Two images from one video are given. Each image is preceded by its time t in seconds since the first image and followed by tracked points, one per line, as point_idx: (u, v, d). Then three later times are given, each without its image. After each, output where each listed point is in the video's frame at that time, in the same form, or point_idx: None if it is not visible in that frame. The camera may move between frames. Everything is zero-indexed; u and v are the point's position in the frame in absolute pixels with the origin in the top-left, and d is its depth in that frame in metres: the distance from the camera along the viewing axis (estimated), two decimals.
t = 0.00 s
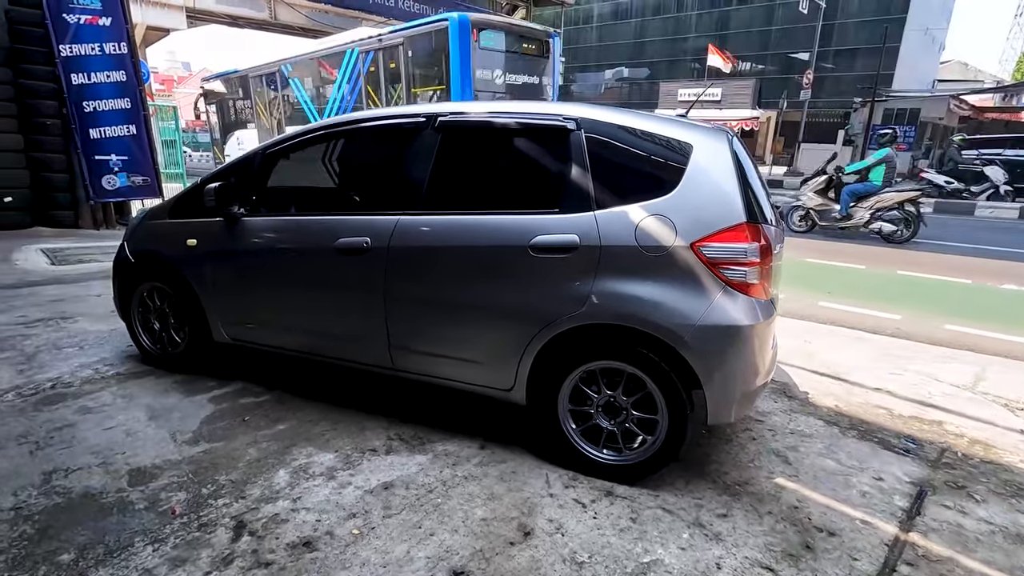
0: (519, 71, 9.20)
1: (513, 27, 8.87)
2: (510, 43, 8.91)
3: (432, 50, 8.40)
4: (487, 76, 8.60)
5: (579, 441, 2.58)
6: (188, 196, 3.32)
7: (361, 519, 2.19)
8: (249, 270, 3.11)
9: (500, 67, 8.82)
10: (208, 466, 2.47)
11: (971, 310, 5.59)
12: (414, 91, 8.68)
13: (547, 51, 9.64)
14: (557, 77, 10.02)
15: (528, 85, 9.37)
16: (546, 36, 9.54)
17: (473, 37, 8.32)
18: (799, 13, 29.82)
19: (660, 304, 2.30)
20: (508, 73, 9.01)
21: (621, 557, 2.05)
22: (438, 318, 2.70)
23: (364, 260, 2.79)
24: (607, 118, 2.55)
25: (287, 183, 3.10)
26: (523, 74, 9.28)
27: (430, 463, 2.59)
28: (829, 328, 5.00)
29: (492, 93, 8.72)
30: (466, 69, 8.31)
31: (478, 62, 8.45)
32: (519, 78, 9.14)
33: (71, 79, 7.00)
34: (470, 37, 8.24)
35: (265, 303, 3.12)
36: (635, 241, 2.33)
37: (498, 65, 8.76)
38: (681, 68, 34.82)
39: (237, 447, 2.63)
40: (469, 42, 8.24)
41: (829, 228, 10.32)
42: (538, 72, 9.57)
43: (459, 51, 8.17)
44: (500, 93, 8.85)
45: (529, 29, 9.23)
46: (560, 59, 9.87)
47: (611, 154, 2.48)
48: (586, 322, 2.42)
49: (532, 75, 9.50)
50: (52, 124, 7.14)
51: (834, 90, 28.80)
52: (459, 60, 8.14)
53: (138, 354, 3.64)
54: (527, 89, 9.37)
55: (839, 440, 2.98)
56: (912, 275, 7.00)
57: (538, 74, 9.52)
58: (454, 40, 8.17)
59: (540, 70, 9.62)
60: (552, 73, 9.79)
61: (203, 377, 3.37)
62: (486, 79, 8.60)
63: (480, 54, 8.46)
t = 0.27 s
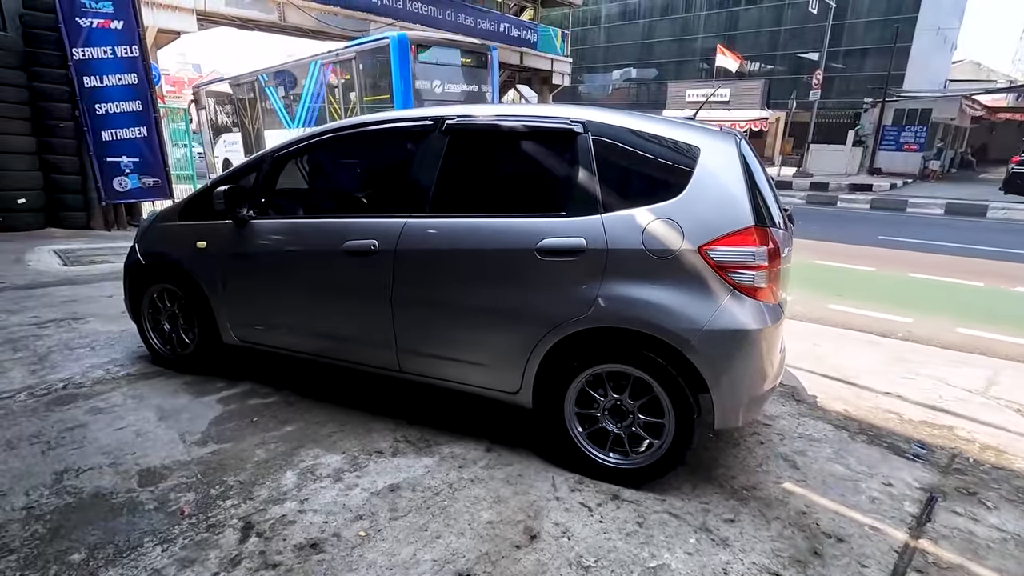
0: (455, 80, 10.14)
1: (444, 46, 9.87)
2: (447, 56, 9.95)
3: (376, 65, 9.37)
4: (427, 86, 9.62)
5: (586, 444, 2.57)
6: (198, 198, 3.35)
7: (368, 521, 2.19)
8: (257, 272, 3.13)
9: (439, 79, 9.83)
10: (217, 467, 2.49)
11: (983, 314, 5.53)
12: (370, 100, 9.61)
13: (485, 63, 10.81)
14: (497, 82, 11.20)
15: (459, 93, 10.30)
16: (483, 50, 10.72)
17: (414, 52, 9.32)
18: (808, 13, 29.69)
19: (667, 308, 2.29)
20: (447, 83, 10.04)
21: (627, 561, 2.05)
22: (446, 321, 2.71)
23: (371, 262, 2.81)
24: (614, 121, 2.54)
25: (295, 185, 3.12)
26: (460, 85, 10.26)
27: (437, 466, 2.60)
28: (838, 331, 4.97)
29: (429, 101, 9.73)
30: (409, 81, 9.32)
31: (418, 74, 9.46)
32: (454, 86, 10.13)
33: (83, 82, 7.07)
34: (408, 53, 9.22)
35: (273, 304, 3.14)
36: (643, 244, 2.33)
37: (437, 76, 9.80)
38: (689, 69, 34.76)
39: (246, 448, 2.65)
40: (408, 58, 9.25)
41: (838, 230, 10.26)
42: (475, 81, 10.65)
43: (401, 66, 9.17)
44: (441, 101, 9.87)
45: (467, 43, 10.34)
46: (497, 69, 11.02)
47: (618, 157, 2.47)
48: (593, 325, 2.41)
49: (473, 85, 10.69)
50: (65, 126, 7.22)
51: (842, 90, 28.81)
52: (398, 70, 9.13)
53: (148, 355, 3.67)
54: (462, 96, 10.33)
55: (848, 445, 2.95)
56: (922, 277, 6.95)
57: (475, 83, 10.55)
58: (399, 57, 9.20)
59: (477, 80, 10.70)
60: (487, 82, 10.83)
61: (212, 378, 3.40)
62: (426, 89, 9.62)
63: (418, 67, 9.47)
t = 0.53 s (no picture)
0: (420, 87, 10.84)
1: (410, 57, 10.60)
2: (413, 66, 10.66)
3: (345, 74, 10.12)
4: (392, 94, 10.35)
5: (588, 445, 2.57)
6: (203, 199, 3.37)
7: (371, 521, 2.20)
8: (261, 272, 3.14)
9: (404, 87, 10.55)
10: (221, 466, 2.50)
11: (990, 315, 5.50)
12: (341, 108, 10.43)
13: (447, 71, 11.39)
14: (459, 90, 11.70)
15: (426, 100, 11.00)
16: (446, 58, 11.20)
17: (378, 62, 10.05)
18: (813, 13, 29.58)
19: (669, 309, 2.29)
20: (412, 90, 10.80)
21: (630, 563, 2.05)
22: (449, 322, 2.71)
23: (375, 263, 2.81)
24: (617, 122, 2.55)
25: (299, 187, 3.13)
26: (426, 91, 10.91)
27: (439, 467, 2.60)
28: (844, 333, 4.95)
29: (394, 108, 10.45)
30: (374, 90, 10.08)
31: (382, 83, 10.20)
32: (419, 93, 10.85)
33: (90, 83, 7.15)
34: (374, 62, 9.95)
35: (277, 305, 3.15)
36: (645, 246, 2.33)
37: (401, 84, 10.55)
38: (694, 69, 34.70)
39: (250, 448, 2.66)
40: (373, 69, 10.01)
41: (844, 231, 10.22)
42: (442, 89, 11.35)
43: (365, 77, 9.96)
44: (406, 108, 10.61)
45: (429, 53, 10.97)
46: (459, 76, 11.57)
47: (621, 158, 2.47)
48: (596, 326, 2.41)
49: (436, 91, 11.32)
50: (72, 127, 7.27)
51: (848, 90, 28.68)
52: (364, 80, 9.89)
53: (154, 356, 3.68)
54: (428, 103, 11.04)
55: (852, 447, 2.94)
56: (928, 278, 6.92)
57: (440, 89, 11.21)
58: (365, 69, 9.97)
59: (443, 87, 11.40)
60: (452, 88, 11.42)
61: (217, 379, 3.41)
62: (391, 97, 10.36)
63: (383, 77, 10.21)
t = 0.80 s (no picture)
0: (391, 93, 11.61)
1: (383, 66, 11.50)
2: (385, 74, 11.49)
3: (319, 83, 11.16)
4: (361, 99, 11.14)
5: (590, 446, 2.57)
6: (206, 200, 3.38)
7: (371, 521, 2.21)
8: (264, 272, 3.15)
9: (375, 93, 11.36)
10: (223, 466, 2.51)
11: (995, 316, 5.47)
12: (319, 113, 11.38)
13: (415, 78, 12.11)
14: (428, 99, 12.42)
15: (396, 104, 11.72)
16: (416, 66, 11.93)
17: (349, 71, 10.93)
18: (818, 12, 29.49)
19: (670, 310, 2.29)
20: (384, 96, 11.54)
21: (630, 564, 2.04)
22: (450, 322, 2.72)
23: (377, 263, 2.82)
24: (618, 122, 2.55)
25: (302, 187, 3.14)
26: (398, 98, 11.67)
27: (441, 467, 2.60)
28: (848, 334, 4.93)
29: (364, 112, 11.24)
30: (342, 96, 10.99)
31: (354, 89, 11.08)
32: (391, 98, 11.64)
33: (95, 85, 7.19)
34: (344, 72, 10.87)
35: (279, 305, 3.16)
36: (646, 246, 2.33)
37: (372, 90, 11.42)
38: (698, 70, 34.66)
39: (252, 448, 2.67)
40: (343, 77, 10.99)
41: (849, 232, 10.18)
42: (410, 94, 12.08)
43: (336, 84, 10.95)
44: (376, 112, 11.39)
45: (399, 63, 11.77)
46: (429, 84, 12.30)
47: (622, 159, 2.47)
48: (597, 327, 2.41)
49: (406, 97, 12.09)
50: (77, 129, 7.31)
51: (853, 90, 28.40)
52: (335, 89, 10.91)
53: (157, 356, 3.70)
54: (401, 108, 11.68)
55: (855, 448, 2.93)
56: (932, 279, 6.89)
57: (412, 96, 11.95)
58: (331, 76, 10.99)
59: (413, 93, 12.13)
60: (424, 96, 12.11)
61: (219, 379, 3.43)
62: (362, 102, 11.19)
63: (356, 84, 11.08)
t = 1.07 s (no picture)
0: (371, 97, 12.20)
1: (365, 72, 11.94)
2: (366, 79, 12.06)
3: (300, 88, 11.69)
4: (341, 103, 11.73)
5: (591, 446, 2.57)
6: (209, 201, 3.40)
7: (373, 521, 2.21)
8: (267, 272, 3.16)
9: (355, 97, 11.95)
10: (226, 466, 2.53)
11: (1000, 317, 5.44)
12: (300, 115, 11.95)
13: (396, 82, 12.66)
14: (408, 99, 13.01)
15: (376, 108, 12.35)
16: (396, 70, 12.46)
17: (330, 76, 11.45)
18: (822, 12, 29.41)
19: (672, 310, 2.29)
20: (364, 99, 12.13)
21: (631, 563, 2.05)
22: (452, 322, 2.72)
23: (379, 264, 2.83)
24: (620, 123, 2.55)
25: (305, 188, 3.16)
26: (377, 101, 12.27)
27: (442, 467, 2.61)
28: (852, 334, 4.92)
29: (344, 117, 11.90)
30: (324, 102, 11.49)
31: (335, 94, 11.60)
32: (371, 102, 12.25)
33: (100, 87, 7.25)
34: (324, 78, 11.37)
35: (282, 306, 3.17)
36: (647, 246, 2.33)
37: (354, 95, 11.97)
38: (701, 70, 34.62)
39: (255, 448, 2.68)
40: (325, 82, 11.41)
41: (853, 232, 10.15)
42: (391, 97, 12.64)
43: (318, 89, 11.35)
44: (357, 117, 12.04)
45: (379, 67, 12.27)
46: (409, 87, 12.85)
47: (624, 159, 2.47)
48: (598, 327, 2.42)
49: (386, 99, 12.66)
50: (82, 131, 7.35)
51: (857, 90, 28.40)
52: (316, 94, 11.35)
53: (161, 355, 3.72)
54: (380, 111, 12.36)
55: (858, 449, 2.92)
56: (936, 279, 6.87)
57: (392, 100, 12.56)
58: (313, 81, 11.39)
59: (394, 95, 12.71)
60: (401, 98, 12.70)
61: (223, 379, 3.44)
62: (343, 106, 11.80)
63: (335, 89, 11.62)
